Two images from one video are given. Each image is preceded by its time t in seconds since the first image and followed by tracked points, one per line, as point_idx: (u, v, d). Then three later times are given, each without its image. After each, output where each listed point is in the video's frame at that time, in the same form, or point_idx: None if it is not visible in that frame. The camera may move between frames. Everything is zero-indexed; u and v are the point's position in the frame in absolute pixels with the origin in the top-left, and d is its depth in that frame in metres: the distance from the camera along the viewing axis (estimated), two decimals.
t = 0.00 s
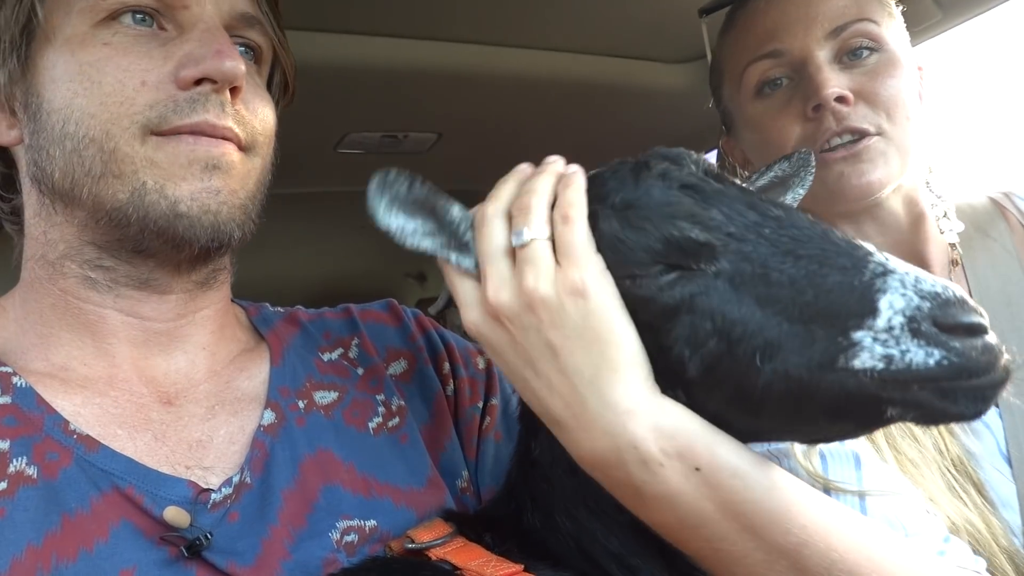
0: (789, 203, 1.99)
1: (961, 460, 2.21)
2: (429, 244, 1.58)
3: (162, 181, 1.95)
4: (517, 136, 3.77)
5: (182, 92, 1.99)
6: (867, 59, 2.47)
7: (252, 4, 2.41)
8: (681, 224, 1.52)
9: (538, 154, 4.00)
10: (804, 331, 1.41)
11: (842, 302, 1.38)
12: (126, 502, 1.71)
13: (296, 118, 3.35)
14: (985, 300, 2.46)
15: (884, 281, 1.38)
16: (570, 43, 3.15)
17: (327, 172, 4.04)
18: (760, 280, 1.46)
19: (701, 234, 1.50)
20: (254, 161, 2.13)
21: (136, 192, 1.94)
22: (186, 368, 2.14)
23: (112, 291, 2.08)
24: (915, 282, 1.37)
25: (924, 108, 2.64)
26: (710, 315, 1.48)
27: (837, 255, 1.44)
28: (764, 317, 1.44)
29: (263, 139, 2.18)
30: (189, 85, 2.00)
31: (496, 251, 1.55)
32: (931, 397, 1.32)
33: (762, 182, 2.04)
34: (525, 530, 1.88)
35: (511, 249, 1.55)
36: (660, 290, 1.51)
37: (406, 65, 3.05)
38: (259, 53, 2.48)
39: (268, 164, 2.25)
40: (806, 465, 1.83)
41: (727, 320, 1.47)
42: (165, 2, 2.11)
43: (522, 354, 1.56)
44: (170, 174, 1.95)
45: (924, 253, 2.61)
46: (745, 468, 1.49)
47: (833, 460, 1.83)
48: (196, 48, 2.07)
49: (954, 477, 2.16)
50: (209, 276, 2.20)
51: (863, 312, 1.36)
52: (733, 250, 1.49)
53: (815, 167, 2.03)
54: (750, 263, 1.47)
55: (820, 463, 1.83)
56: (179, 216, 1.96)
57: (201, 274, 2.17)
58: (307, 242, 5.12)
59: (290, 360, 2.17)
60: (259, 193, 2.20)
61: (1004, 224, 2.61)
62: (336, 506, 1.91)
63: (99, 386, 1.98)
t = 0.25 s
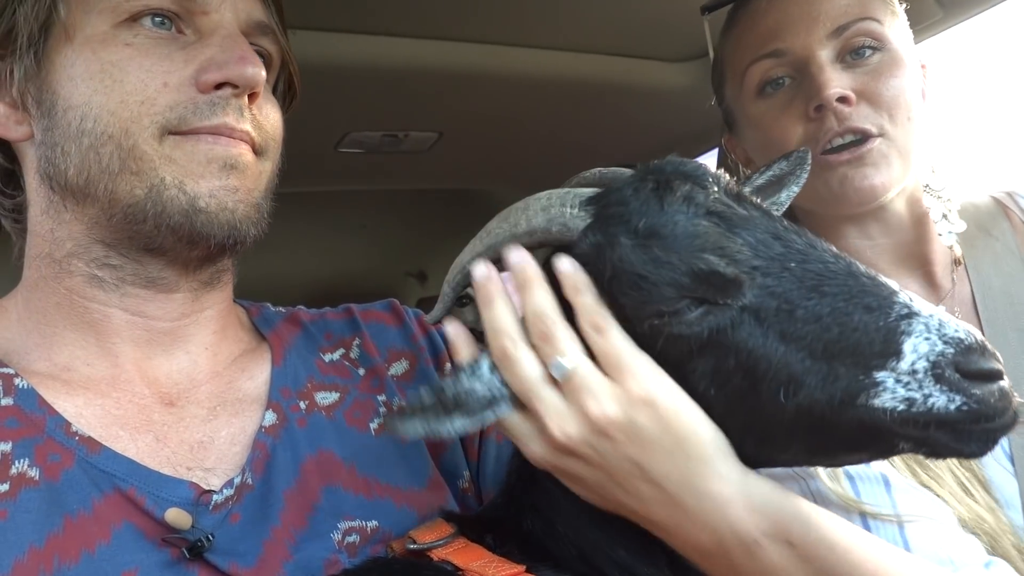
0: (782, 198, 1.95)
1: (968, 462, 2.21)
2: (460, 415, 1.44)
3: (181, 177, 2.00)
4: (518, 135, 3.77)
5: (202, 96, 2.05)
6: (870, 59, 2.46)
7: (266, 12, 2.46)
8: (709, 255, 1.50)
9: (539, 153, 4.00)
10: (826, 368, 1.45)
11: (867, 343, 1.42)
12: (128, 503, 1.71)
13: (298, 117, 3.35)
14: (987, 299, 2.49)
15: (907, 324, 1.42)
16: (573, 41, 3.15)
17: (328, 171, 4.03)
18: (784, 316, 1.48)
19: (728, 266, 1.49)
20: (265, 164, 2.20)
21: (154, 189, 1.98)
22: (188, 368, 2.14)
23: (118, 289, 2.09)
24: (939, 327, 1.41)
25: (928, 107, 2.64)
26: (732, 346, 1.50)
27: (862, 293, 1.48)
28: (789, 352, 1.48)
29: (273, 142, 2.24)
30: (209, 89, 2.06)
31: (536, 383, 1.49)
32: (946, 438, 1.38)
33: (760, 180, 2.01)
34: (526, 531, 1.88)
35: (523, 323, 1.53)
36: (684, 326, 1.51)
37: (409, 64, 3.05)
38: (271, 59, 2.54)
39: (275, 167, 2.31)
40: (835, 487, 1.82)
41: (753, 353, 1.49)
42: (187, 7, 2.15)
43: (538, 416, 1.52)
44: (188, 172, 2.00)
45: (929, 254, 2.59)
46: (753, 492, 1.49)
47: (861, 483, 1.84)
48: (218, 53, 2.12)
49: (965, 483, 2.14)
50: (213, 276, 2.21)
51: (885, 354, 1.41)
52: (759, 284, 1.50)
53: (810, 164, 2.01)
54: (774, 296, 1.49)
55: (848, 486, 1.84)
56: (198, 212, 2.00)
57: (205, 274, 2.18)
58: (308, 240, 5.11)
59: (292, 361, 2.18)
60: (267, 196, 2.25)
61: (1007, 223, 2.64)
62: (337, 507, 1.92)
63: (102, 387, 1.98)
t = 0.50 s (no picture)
0: (799, 206, 1.97)
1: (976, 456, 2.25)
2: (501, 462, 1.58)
3: (184, 178, 2.00)
4: (520, 133, 3.76)
5: (207, 95, 2.04)
6: (872, 59, 2.45)
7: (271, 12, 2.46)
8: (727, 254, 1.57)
9: (541, 151, 3.99)
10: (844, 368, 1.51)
11: (884, 345, 1.48)
12: (131, 503, 1.71)
13: (300, 116, 3.35)
14: (992, 299, 2.49)
15: (927, 329, 1.47)
16: (576, 40, 3.15)
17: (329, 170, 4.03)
18: (801, 316, 1.54)
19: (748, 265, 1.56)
20: (268, 164, 2.19)
21: (156, 189, 1.98)
22: (191, 367, 2.14)
23: (122, 288, 2.08)
24: (959, 333, 1.45)
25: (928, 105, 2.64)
26: (750, 343, 1.56)
27: (881, 297, 1.54)
28: (807, 352, 1.53)
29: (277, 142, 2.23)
30: (214, 89, 2.06)
31: (694, 476, 1.53)
32: (963, 443, 1.43)
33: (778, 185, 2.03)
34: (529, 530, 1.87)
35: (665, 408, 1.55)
36: (701, 323, 1.58)
37: (411, 63, 3.05)
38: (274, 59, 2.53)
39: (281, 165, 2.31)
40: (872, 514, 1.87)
41: (770, 352, 1.55)
42: (192, 7, 2.15)
43: (688, 483, 1.55)
44: (191, 172, 2.00)
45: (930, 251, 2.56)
46: (828, 483, 1.51)
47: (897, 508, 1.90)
48: (223, 54, 2.12)
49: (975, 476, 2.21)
50: (216, 276, 2.21)
51: (903, 358, 1.46)
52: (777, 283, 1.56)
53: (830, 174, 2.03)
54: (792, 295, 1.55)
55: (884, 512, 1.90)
56: (200, 213, 2.00)
57: (208, 274, 2.18)
58: (309, 239, 5.11)
59: (295, 361, 2.17)
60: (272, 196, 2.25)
61: (1009, 221, 2.66)
62: (341, 507, 1.91)
63: (105, 387, 1.98)
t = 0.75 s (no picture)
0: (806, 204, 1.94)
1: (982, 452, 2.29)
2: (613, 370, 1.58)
3: (182, 180, 2.00)
4: (520, 131, 3.75)
5: (204, 95, 2.05)
6: (868, 59, 2.46)
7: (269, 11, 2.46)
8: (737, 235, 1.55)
9: (541, 150, 3.99)
10: (861, 348, 1.49)
11: (899, 322, 1.47)
12: (133, 503, 1.71)
13: (300, 116, 3.35)
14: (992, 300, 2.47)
15: (942, 305, 1.46)
16: (575, 38, 3.14)
17: (329, 169, 4.02)
18: (814, 295, 1.51)
19: (759, 245, 1.53)
20: (266, 164, 2.19)
21: (154, 190, 1.98)
22: (192, 367, 2.14)
23: (122, 288, 2.09)
24: (973, 306, 1.44)
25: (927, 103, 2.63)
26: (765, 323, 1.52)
27: (893, 274, 1.52)
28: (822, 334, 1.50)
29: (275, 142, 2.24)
30: (211, 89, 2.06)
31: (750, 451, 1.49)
32: (983, 419, 1.42)
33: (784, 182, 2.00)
34: (535, 528, 1.89)
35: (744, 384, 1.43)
36: (718, 300, 1.52)
37: (411, 62, 3.05)
38: (273, 57, 2.53)
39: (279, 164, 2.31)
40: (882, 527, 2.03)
41: (786, 335, 1.51)
42: (189, 6, 2.16)
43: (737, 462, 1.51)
44: (189, 173, 2.00)
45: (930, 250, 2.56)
46: (882, 475, 1.49)
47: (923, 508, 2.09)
48: (220, 53, 2.12)
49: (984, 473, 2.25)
50: (217, 275, 2.21)
51: (919, 333, 1.45)
52: (790, 264, 1.53)
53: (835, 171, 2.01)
54: (803, 275, 1.53)
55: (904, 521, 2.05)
56: (199, 214, 2.00)
57: (209, 273, 2.18)
58: (310, 238, 5.11)
59: (295, 360, 2.17)
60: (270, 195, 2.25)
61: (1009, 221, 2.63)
62: (342, 506, 1.91)
63: (106, 387, 1.98)
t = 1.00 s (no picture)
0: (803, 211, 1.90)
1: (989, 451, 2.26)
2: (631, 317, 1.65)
3: (183, 183, 2.00)
4: (521, 132, 3.75)
5: (205, 96, 2.05)
6: (864, 62, 2.45)
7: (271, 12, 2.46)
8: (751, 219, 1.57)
9: (543, 151, 3.99)
10: (875, 329, 1.50)
11: (912, 302, 1.48)
12: (136, 503, 1.71)
13: (302, 117, 3.35)
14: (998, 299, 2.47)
15: (953, 283, 1.47)
16: (576, 39, 3.15)
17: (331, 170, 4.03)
18: (828, 278, 1.52)
19: (772, 228, 1.55)
20: (268, 165, 2.19)
21: (156, 193, 1.99)
22: (195, 368, 2.14)
23: (124, 290, 2.09)
24: (983, 283, 1.46)
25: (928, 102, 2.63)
26: (777, 304, 1.54)
27: (903, 255, 1.53)
28: (836, 316, 1.52)
29: (276, 143, 2.23)
30: (211, 90, 2.06)
31: (778, 499, 1.51)
32: (1000, 396, 1.43)
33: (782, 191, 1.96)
34: (541, 527, 1.88)
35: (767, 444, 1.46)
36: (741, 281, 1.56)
37: (413, 63, 3.05)
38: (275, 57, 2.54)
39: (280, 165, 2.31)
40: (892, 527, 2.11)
41: (801, 318, 1.53)
42: (190, 7, 2.16)
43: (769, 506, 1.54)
44: (191, 176, 2.00)
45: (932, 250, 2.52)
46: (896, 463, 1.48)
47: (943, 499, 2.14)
48: (222, 54, 2.12)
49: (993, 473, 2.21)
50: (219, 276, 2.21)
51: (931, 312, 1.46)
52: (802, 247, 1.54)
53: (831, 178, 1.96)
54: (816, 258, 1.53)
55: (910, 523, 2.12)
56: (201, 218, 2.01)
57: (212, 274, 2.19)
58: (313, 239, 5.13)
59: (298, 360, 2.17)
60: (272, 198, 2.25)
61: (1012, 217, 2.66)
62: (345, 506, 1.91)
63: (109, 387, 1.98)
